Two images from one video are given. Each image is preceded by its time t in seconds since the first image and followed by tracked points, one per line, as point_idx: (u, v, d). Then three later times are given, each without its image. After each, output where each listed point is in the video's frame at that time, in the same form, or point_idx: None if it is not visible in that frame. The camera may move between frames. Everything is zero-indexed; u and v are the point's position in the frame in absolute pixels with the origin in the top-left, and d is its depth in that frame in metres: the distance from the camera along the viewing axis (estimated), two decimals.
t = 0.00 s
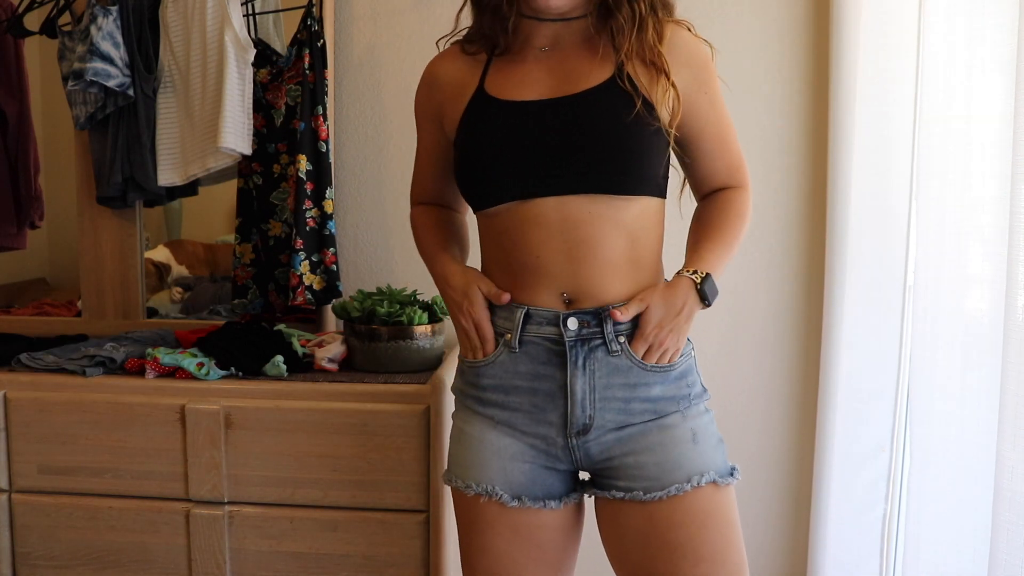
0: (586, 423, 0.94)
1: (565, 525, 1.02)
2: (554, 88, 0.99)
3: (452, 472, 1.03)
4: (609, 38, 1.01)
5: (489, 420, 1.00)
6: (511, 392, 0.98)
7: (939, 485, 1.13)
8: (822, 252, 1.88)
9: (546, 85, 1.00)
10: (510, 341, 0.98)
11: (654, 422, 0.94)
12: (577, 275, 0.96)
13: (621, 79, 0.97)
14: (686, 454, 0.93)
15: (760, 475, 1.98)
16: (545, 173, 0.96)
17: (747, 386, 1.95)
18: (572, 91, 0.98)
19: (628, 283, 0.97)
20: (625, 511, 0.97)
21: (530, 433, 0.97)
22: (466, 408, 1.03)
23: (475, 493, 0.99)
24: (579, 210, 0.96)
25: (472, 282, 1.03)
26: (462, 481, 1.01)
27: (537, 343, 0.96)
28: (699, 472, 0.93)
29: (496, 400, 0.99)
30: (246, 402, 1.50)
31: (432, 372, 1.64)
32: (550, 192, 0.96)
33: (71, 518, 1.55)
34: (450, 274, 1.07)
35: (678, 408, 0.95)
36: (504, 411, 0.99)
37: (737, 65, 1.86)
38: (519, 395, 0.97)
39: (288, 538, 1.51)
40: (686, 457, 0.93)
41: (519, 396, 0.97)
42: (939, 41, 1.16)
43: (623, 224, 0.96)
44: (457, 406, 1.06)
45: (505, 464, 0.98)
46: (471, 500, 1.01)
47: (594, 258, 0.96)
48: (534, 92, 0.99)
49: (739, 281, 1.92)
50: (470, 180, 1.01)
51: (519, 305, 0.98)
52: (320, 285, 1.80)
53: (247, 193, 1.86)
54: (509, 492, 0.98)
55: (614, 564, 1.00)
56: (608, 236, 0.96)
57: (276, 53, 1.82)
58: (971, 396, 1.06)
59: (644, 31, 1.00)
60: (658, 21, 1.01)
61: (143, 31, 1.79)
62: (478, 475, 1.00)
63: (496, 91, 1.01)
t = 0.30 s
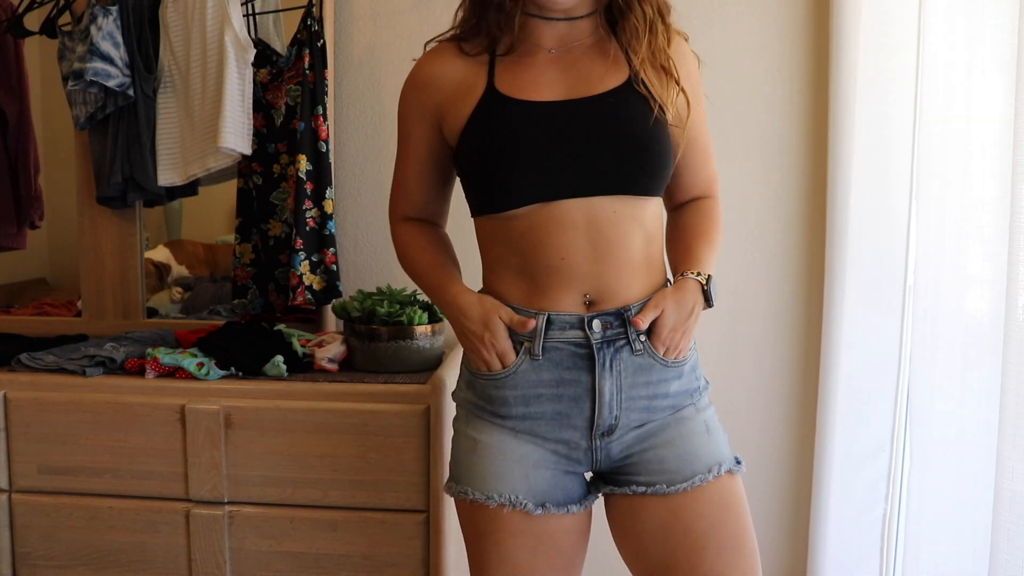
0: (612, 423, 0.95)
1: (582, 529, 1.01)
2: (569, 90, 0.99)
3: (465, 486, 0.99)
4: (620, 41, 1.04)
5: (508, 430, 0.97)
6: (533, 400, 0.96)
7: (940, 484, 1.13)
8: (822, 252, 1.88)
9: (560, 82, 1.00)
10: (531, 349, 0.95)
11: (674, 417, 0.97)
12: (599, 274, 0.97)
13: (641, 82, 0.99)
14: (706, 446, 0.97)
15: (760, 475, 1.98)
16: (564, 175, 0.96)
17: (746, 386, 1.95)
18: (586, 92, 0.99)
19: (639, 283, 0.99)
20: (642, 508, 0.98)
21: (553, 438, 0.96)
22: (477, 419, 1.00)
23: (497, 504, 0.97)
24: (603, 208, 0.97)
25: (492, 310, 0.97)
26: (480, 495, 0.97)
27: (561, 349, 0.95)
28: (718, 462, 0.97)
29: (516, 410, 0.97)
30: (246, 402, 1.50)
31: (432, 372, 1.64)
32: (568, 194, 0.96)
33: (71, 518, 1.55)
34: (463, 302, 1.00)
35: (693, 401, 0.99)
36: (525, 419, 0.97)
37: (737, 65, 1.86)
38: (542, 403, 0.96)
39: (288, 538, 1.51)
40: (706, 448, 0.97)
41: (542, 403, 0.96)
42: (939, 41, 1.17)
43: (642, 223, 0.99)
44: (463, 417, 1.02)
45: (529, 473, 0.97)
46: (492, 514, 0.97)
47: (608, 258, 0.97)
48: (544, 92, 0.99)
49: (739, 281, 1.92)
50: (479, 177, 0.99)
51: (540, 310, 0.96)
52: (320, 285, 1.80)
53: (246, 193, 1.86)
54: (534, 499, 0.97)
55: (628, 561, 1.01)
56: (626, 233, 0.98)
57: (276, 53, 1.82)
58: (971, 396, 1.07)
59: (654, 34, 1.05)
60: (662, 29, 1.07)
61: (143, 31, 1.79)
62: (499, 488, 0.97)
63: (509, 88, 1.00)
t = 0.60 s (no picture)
0: (603, 425, 0.95)
1: (574, 529, 1.01)
2: (566, 90, 0.99)
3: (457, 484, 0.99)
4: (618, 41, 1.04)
5: (499, 430, 0.97)
6: (522, 401, 0.96)
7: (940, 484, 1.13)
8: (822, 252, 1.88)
9: (556, 79, 1.00)
10: (521, 351, 0.95)
11: (664, 421, 0.96)
12: (591, 276, 0.96)
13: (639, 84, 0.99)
14: (697, 449, 0.96)
15: (760, 475, 1.98)
16: (562, 174, 0.96)
17: (746, 386, 1.95)
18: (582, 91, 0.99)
19: (634, 287, 0.98)
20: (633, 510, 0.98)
21: (543, 438, 0.96)
22: (469, 419, 1.00)
23: (487, 502, 0.97)
24: (604, 209, 0.97)
25: (490, 320, 0.97)
26: (471, 493, 0.98)
27: (551, 352, 0.95)
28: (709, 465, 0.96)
29: (506, 411, 0.97)
30: (246, 402, 1.50)
31: (432, 372, 1.64)
32: (565, 194, 0.96)
33: (71, 518, 1.55)
34: (462, 312, 0.99)
35: (685, 404, 0.98)
36: (515, 420, 0.96)
37: (737, 66, 1.86)
38: (532, 404, 0.96)
39: (288, 538, 1.51)
40: (697, 451, 0.96)
41: (532, 405, 0.96)
42: (939, 41, 1.16)
43: (634, 225, 0.99)
44: (456, 415, 1.03)
45: (520, 471, 0.97)
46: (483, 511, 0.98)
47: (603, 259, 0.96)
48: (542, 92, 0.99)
49: (739, 281, 1.92)
50: (474, 177, 1.00)
51: (531, 312, 0.96)
52: (320, 285, 1.80)
53: (246, 193, 1.86)
54: (524, 498, 0.97)
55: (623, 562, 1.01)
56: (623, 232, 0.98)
57: (276, 53, 1.82)
58: (971, 396, 1.07)
59: (652, 32, 1.04)
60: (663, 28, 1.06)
61: (143, 31, 1.79)
62: (489, 487, 0.97)
63: (505, 87, 1.00)
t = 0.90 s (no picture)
0: (539, 429, 0.94)
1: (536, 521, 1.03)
2: (529, 89, 0.98)
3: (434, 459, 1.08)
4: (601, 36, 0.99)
5: (461, 416, 1.03)
6: (473, 393, 1.00)
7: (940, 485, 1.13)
8: (823, 252, 1.88)
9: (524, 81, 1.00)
10: (472, 345, 0.99)
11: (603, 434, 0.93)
12: (533, 279, 0.95)
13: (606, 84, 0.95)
14: (629, 467, 0.92)
15: (760, 475, 1.98)
16: (510, 175, 0.95)
17: (746, 386, 1.95)
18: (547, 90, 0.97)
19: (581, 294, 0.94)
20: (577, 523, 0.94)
21: (492, 429, 0.99)
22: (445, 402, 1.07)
23: (448, 480, 1.04)
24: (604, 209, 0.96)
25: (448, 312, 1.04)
26: (439, 468, 1.05)
27: (494, 350, 0.97)
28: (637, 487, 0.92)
29: (463, 399, 1.01)
30: (246, 402, 1.50)
31: (432, 372, 1.64)
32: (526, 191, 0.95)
33: (72, 518, 1.55)
34: (431, 306, 1.07)
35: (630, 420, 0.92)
36: (470, 409, 1.01)
37: (737, 66, 1.86)
38: (480, 397, 0.99)
39: (288, 538, 1.51)
40: (628, 470, 0.92)
41: (480, 398, 0.99)
42: (939, 41, 1.16)
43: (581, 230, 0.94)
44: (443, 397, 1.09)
45: (477, 455, 1.01)
46: (445, 486, 1.05)
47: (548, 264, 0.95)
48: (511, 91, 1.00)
49: (739, 281, 1.92)
50: (448, 178, 1.02)
51: (482, 310, 1.00)
52: (320, 285, 1.80)
53: (246, 193, 1.86)
54: (479, 481, 1.01)
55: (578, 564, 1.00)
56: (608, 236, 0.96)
57: (276, 53, 1.82)
58: (971, 397, 1.06)
59: (630, 22, 0.98)
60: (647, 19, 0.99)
61: (143, 31, 1.79)
62: (449, 465, 1.03)
63: (479, 90, 1.03)
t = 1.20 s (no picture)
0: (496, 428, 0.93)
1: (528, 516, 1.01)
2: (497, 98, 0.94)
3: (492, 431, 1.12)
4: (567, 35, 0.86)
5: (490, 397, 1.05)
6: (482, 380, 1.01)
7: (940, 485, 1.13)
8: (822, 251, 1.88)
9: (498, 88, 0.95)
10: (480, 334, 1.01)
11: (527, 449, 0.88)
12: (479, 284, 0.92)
13: (549, 86, 0.82)
14: (526, 494, 0.85)
15: (760, 475, 1.98)
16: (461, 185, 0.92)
17: (746, 386, 1.95)
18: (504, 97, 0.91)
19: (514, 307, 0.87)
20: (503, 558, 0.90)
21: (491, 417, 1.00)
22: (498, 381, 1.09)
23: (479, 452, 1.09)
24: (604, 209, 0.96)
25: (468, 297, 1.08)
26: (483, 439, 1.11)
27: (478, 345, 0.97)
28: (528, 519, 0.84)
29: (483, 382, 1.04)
30: (246, 403, 1.50)
31: (432, 372, 1.64)
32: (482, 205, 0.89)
33: (72, 518, 1.55)
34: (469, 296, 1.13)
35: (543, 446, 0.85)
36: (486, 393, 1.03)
37: (738, 66, 1.86)
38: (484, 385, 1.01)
39: (288, 538, 1.51)
40: (524, 497, 0.85)
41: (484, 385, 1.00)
42: (940, 41, 1.16)
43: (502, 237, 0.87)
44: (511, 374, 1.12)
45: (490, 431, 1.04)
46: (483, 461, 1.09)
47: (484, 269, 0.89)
48: (500, 94, 0.96)
49: (740, 281, 1.92)
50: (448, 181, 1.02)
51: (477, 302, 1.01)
52: (320, 285, 1.80)
53: (246, 193, 1.86)
54: (485, 458, 1.04)
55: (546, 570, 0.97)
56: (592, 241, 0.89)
57: (276, 53, 1.82)
58: (971, 398, 1.06)
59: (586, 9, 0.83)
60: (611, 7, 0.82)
61: (143, 31, 1.79)
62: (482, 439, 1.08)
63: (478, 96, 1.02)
